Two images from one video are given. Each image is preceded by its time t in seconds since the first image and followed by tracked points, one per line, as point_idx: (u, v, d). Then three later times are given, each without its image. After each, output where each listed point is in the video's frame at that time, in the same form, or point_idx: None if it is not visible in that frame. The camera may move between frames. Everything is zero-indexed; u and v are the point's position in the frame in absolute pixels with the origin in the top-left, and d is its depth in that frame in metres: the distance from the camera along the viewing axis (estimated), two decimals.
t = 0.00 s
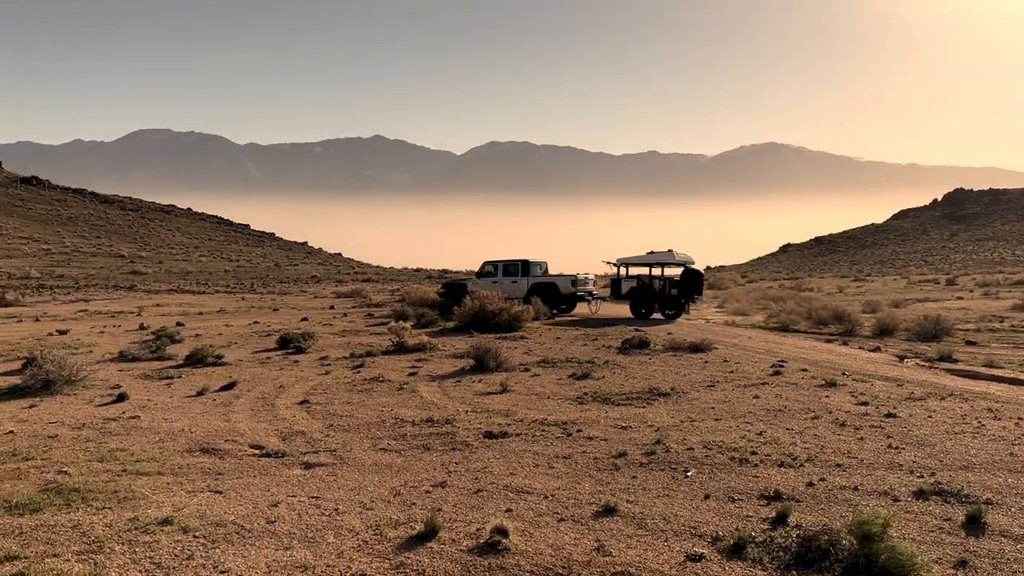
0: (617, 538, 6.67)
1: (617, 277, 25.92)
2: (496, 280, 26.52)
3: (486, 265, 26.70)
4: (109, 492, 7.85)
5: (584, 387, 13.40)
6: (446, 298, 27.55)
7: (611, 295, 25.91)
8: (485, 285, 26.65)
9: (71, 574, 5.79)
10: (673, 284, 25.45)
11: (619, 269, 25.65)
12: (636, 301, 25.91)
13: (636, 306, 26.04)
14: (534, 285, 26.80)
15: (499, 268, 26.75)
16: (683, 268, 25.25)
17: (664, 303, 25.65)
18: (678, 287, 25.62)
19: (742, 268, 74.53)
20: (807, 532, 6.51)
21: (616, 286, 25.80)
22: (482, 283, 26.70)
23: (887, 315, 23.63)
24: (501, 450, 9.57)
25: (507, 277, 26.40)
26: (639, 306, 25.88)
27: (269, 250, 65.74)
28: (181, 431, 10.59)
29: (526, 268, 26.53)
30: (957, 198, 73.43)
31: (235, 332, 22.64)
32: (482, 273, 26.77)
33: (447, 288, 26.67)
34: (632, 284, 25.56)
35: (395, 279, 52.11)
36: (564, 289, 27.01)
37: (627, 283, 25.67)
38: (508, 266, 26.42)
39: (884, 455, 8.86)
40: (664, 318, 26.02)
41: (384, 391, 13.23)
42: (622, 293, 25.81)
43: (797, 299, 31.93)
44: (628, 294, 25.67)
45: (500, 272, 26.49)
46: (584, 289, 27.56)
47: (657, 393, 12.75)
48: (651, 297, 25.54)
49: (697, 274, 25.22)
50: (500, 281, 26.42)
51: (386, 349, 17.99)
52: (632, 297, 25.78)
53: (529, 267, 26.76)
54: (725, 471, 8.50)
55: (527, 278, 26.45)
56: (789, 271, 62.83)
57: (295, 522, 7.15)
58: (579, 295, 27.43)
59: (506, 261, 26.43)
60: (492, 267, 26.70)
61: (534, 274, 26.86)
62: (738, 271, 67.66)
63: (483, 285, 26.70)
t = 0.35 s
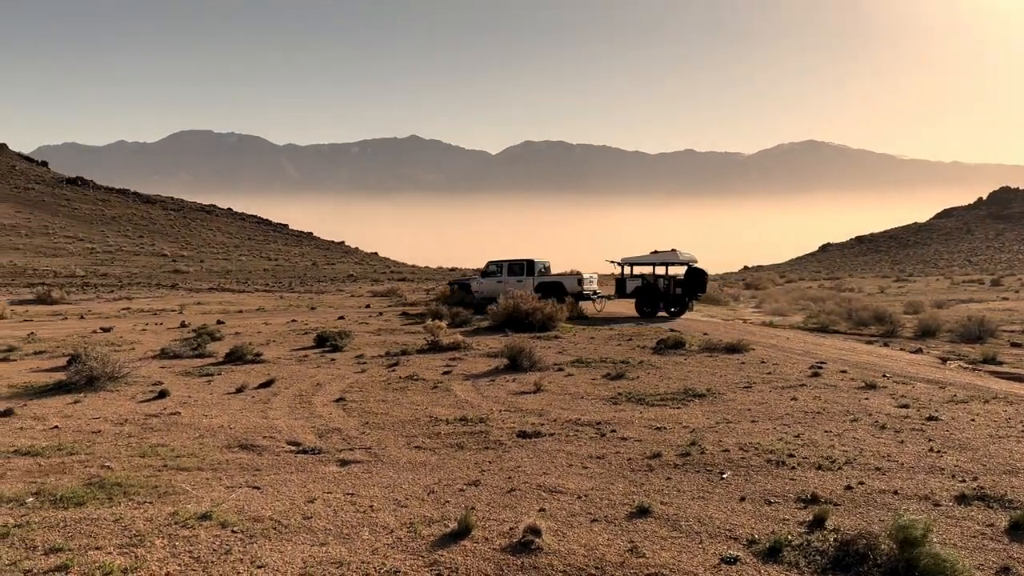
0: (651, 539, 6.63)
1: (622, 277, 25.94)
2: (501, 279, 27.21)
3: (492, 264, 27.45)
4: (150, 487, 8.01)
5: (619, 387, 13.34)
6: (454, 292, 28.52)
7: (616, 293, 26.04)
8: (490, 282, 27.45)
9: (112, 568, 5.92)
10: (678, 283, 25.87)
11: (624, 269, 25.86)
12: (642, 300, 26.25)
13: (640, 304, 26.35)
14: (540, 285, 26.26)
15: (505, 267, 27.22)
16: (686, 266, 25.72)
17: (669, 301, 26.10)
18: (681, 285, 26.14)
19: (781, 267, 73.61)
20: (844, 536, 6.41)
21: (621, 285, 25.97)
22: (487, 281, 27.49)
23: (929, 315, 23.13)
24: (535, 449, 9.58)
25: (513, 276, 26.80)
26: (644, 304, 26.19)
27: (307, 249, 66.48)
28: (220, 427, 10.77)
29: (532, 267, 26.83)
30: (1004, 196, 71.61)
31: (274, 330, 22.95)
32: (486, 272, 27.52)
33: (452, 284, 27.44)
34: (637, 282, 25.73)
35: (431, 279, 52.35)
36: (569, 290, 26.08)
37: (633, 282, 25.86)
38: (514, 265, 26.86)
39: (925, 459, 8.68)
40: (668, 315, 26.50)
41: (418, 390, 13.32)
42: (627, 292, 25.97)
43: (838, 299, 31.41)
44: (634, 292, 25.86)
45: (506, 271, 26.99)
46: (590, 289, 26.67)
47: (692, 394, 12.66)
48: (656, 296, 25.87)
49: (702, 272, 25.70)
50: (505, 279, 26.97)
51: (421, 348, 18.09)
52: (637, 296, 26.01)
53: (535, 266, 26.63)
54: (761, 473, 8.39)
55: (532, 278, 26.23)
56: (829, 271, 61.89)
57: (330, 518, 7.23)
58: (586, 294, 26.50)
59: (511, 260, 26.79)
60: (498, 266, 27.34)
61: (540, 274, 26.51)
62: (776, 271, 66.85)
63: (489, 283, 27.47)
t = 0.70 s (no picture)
0: (679, 541, 6.60)
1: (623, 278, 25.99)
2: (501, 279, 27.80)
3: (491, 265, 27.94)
4: (184, 484, 8.15)
5: (649, 388, 13.27)
6: (453, 292, 28.62)
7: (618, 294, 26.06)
8: (490, 282, 27.92)
9: (146, 563, 6.03)
10: (680, 282, 26.31)
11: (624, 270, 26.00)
12: (644, 300, 26.34)
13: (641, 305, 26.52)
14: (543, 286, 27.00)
15: (505, 268, 27.72)
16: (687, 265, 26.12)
17: (670, 301, 26.48)
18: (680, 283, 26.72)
19: (814, 267, 72.70)
20: (877, 540, 6.32)
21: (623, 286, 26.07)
22: (487, 281, 27.96)
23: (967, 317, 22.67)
24: (563, 450, 9.57)
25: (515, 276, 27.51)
26: (646, 304, 26.37)
27: (338, 249, 67.05)
28: (252, 425, 10.91)
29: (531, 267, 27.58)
30: None
31: (306, 329, 23.18)
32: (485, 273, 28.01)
33: (450, 282, 27.58)
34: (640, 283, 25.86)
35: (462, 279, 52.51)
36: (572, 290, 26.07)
37: (635, 282, 25.99)
38: (517, 266, 27.51)
39: (962, 463, 8.52)
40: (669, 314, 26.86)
41: (447, 389, 13.36)
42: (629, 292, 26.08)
43: (873, 300, 30.93)
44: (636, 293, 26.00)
45: (507, 271, 27.62)
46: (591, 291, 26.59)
47: (723, 395, 12.55)
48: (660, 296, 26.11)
49: (702, 271, 26.29)
50: (506, 279, 27.59)
51: (451, 348, 18.14)
52: (640, 296, 26.18)
53: (536, 266, 27.45)
54: (793, 476, 8.29)
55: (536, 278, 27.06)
56: (864, 272, 61.00)
57: (360, 516, 7.29)
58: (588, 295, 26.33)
59: (512, 261, 27.49)
60: (498, 267, 27.86)
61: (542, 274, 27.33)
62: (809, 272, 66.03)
63: (489, 282, 27.98)
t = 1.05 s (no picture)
0: (713, 543, 6.56)
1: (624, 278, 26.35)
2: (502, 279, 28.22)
3: (492, 265, 28.49)
4: (221, 480, 8.28)
5: (682, 389, 13.19)
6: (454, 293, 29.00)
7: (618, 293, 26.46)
8: (491, 283, 28.33)
9: (185, 558, 6.15)
10: (680, 282, 26.56)
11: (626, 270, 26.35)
12: (645, 300, 26.62)
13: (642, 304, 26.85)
14: (543, 286, 27.65)
15: (506, 268, 28.21)
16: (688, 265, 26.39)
17: (671, 300, 26.74)
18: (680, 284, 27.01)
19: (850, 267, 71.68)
20: (916, 544, 6.22)
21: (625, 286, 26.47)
22: (488, 282, 28.39)
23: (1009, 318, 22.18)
24: (595, 450, 9.55)
25: (516, 277, 27.99)
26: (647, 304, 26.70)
27: (371, 249, 67.55)
28: (287, 422, 11.04)
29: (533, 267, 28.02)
30: None
31: (340, 328, 23.38)
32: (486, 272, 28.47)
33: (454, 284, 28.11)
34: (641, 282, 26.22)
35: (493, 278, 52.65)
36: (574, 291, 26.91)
37: (637, 282, 26.34)
38: (519, 267, 27.98)
39: (1004, 467, 8.34)
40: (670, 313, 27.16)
41: (479, 389, 13.40)
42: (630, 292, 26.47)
43: (911, 301, 30.41)
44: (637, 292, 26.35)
45: (508, 272, 28.09)
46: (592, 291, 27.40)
47: (757, 397, 12.43)
48: (661, 296, 26.40)
49: (702, 271, 26.81)
50: (507, 280, 28.07)
51: (482, 348, 18.18)
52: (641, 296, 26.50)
53: (536, 266, 27.93)
54: (828, 479, 8.19)
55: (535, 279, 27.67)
56: (902, 272, 60.00)
57: (393, 514, 7.35)
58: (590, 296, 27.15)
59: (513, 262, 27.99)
60: (498, 268, 28.24)
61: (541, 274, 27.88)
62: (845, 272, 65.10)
63: (489, 283, 28.41)
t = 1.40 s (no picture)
0: (742, 547, 6.50)
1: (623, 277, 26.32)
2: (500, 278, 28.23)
3: (490, 265, 28.35)
4: (251, 478, 8.38)
5: (710, 391, 13.10)
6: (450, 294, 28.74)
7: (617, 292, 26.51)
8: (490, 283, 28.23)
9: (215, 555, 6.23)
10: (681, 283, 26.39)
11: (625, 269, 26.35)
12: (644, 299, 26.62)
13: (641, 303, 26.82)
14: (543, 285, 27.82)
15: (503, 268, 28.22)
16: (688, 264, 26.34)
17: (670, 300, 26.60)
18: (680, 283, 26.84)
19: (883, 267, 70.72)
20: (949, 550, 6.10)
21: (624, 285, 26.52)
22: (487, 282, 28.26)
23: None
24: (622, 451, 9.52)
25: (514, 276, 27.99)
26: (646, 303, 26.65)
27: (399, 249, 67.93)
28: (316, 421, 11.14)
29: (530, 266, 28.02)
30: None
31: (368, 328, 23.54)
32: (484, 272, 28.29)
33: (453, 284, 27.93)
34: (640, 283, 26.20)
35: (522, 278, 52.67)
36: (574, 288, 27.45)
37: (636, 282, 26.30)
38: (517, 266, 27.97)
39: None
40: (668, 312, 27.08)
41: (506, 389, 13.41)
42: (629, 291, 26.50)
43: (946, 301, 29.92)
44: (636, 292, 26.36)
45: (506, 271, 28.13)
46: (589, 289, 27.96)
47: (787, 399, 12.30)
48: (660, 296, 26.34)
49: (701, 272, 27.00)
50: (506, 279, 28.05)
51: (510, 348, 18.19)
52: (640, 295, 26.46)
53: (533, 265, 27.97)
54: (860, 483, 8.07)
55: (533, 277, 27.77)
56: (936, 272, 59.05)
57: (421, 513, 7.39)
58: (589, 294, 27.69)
59: (511, 261, 28.05)
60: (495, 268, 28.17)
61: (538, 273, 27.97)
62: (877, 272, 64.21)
63: (488, 283, 28.33)
